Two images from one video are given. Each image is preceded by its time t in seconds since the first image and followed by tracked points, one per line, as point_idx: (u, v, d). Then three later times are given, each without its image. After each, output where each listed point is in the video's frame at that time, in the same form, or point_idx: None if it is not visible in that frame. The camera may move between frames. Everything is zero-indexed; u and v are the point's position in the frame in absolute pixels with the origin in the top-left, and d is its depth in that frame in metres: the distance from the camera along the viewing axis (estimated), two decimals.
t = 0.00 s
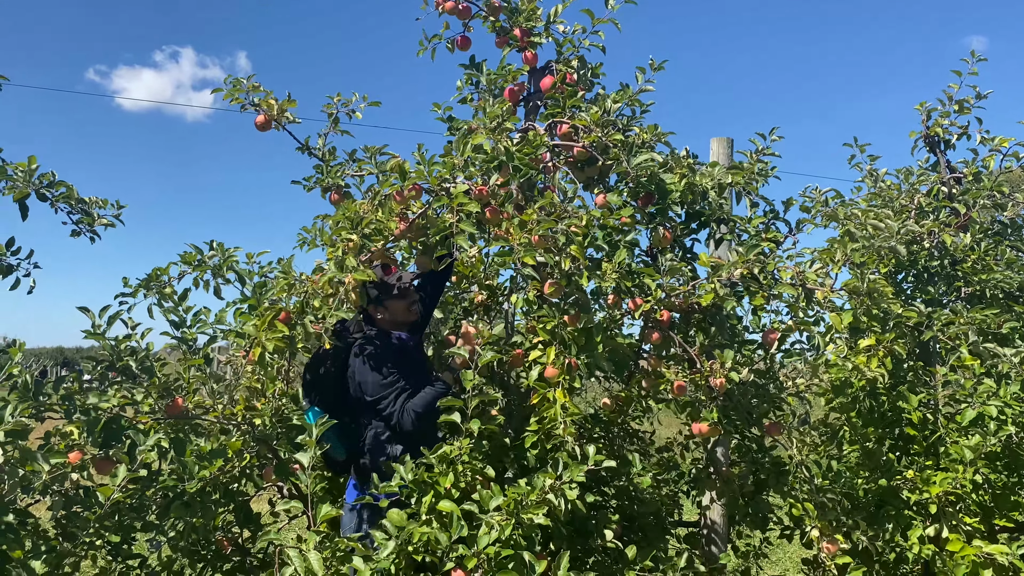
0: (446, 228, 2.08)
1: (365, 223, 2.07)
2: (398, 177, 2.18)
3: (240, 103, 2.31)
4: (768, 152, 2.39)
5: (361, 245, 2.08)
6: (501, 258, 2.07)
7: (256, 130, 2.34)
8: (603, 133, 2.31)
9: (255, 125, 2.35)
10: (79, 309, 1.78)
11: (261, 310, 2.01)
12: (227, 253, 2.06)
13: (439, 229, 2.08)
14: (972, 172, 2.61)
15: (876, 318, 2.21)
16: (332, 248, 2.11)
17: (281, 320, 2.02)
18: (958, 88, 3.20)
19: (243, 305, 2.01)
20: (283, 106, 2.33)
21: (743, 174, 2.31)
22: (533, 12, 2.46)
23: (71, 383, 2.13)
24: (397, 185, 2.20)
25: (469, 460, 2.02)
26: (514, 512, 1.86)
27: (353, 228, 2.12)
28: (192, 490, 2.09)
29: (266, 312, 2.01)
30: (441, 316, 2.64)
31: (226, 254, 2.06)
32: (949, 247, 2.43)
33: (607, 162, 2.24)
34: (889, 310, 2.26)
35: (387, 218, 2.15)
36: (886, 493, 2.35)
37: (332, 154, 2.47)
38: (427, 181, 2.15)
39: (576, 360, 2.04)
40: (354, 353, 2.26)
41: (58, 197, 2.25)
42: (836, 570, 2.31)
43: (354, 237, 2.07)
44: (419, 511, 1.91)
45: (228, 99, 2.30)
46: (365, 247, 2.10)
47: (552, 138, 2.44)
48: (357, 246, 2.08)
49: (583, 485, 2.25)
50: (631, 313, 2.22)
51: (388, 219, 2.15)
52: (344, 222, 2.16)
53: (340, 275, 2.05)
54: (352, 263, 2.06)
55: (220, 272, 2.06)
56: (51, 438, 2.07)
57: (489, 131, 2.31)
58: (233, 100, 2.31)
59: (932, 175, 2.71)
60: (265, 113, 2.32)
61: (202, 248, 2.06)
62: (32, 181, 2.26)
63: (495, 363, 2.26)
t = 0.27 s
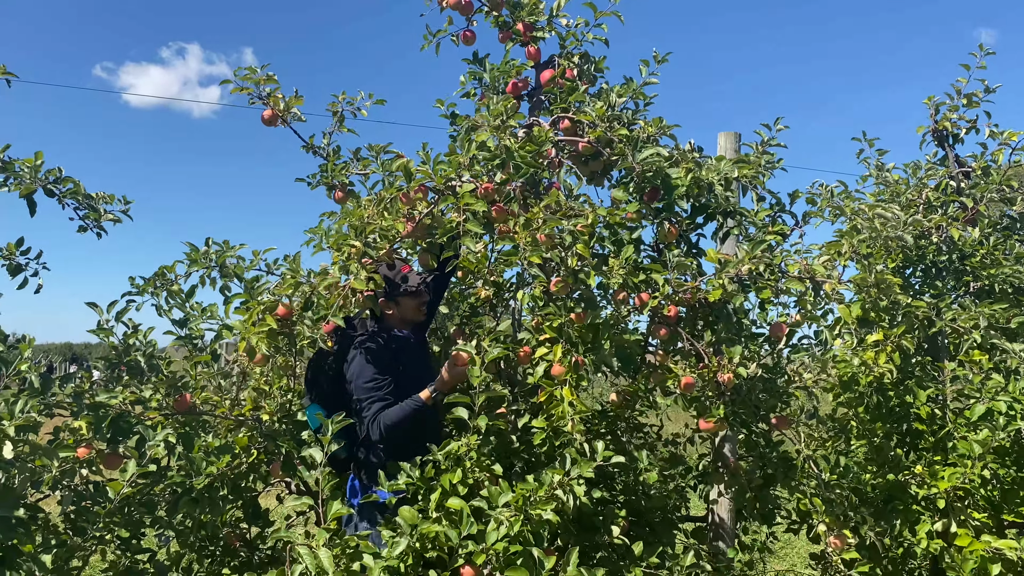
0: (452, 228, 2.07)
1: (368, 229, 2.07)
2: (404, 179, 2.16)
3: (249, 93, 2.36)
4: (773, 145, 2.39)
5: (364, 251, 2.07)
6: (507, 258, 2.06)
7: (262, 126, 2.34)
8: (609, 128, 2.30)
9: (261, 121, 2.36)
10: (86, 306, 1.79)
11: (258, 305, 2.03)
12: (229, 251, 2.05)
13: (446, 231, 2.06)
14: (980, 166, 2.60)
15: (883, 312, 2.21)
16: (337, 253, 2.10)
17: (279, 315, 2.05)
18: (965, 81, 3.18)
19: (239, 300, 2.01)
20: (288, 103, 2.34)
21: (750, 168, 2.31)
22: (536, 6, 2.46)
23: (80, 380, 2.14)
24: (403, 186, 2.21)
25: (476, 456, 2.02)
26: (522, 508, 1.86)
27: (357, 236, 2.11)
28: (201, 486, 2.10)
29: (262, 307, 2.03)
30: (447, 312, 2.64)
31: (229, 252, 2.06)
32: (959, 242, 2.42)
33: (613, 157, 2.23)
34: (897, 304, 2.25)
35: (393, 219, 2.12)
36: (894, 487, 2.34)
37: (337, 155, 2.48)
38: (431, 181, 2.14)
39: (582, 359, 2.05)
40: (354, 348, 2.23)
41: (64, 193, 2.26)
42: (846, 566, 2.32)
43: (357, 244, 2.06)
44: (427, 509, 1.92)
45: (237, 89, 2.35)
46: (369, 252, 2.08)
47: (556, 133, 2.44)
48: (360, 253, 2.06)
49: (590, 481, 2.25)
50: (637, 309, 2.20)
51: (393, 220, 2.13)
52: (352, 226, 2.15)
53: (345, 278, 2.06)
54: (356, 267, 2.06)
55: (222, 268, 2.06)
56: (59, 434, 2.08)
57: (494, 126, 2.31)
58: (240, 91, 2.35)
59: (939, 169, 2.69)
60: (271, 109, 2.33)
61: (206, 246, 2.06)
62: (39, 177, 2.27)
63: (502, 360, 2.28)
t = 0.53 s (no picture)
0: (460, 221, 2.10)
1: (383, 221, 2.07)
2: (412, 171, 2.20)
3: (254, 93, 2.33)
4: (782, 141, 2.38)
5: (379, 243, 2.09)
6: (513, 250, 2.07)
7: (270, 122, 2.34)
8: (616, 123, 2.30)
9: (269, 118, 2.36)
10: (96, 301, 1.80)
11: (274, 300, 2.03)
12: (241, 247, 2.07)
13: (454, 223, 2.08)
14: (990, 161, 2.59)
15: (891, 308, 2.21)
16: (353, 248, 2.10)
17: (295, 313, 2.01)
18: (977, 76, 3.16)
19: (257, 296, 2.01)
20: (296, 98, 2.34)
21: (758, 163, 2.30)
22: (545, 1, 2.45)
23: (89, 375, 2.15)
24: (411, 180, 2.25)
25: (482, 450, 2.03)
26: (527, 503, 1.88)
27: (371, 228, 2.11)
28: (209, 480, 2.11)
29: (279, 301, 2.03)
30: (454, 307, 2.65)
31: (241, 248, 2.08)
32: (967, 237, 2.41)
33: (621, 152, 2.23)
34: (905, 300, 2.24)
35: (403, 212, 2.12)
36: (902, 483, 2.36)
37: (345, 148, 2.48)
38: (440, 175, 2.17)
39: (585, 351, 2.05)
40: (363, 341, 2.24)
41: (73, 191, 2.26)
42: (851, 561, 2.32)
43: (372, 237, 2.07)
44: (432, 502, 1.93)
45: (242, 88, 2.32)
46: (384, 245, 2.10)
47: (564, 129, 2.44)
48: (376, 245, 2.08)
49: (596, 476, 2.26)
50: (645, 304, 2.21)
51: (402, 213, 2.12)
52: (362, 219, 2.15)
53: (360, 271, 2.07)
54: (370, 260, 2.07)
55: (234, 264, 2.07)
56: (69, 429, 2.10)
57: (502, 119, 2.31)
58: (246, 90, 2.33)
59: (949, 164, 2.68)
60: (279, 105, 2.33)
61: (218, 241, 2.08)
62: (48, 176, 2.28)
63: (509, 355, 2.27)
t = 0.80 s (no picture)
0: (462, 211, 2.11)
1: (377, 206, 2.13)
2: (417, 161, 2.22)
3: (256, 99, 2.31)
4: (791, 139, 2.37)
5: (373, 227, 2.14)
6: (516, 242, 2.08)
7: (276, 121, 2.34)
8: (623, 118, 2.30)
9: (275, 117, 2.35)
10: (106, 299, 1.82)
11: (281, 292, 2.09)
12: (252, 243, 2.10)
13: (456, 214, 2.09)
14: (998, 156, 2.58)
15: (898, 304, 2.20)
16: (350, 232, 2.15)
17: (304, 305, 2.04)
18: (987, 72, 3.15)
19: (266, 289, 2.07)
20: (301, 94, 2.33)
21: (765, 158, 2.30)
22: None
23: (97, 371, 2.16)
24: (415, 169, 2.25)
25: (489, 444, 2.04)
26: (534, 495, 1.89)
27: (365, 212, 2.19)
28: (217, 474, 2.13)
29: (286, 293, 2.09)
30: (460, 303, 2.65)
31: (251, 243, 2.11)
32: (975, 233, 2.40)
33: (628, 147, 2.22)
34: (912, 295, 2.24)
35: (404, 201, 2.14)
36: (908, 480, 2.35)
37: (354, 138, 2.48)
38: (445, 165, 2.18)
39: (592, 344, 2.05)
40: (376, 341, 2.23)
41: (79, 185, 2.27)
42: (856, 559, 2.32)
43: (365, 221, 2.14)
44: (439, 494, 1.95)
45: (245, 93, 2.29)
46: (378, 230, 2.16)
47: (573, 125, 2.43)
48: (370, 230, 2.15)
49: (602, 471, 2.26)
50: (650, 300, 2.21)
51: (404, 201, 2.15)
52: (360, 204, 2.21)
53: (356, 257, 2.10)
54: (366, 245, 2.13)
55: (243, 258, 2.10)
56: (78, 424, 2.11)
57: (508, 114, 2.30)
58: (249, 95, 2.29)
59: (957, 160, 2.67)
60: (284, 103, 2.32)
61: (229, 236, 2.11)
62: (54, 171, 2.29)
63: (514, 348, 2.27)
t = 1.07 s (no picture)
0: (465, 202, 2.08)
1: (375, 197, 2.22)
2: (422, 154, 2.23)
3: (266, 104, 2.31)
4: (801, 141, 2.36)
5: (371, 219, 2.19)
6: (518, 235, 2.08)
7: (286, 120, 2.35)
8: (630, 114, 2.29)
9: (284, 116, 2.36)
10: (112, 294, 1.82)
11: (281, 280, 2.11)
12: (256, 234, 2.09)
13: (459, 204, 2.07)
14: (1007, 153, 2.56)
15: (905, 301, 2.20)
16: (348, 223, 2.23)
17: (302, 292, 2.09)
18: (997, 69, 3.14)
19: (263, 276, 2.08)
20: (309, 90, 2.33)
21: (772, 155, 2.29)
22: None
23: (105, 366, 2.17)
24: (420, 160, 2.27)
25: (495, 439, 2.05)
26: (540, 490, 1.89)
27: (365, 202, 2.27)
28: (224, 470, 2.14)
29: (286, 282, 2.10)
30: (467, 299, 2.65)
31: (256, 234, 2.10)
32: (983, 229, 2.39)
33: (635, 143, 2.22)
34: (919, 292, 2.24)
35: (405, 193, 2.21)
36: (915, 477, 2.34)
37: (362, 131, 2.48)
38: (451, 158, 2.18)
39: (595, 340, 2.07)
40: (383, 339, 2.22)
41: (88, 182, 2.28)
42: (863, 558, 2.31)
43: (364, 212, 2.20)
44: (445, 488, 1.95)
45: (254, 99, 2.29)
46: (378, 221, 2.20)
47: (581, 122, 2.43)
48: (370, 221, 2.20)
49: (608, 467, 2.27)
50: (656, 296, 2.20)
51: (407, 193, 2.21)
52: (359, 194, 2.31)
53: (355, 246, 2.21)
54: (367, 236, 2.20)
55: (248, 251, 2.11)
56: (85, 420, 2.12)
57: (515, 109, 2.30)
58: (257, 101, 2.30)
59: (965, 156, 2.66)
60: (293, 102, 2.33)
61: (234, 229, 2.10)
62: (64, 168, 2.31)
63: (520, 343, 2.27)
